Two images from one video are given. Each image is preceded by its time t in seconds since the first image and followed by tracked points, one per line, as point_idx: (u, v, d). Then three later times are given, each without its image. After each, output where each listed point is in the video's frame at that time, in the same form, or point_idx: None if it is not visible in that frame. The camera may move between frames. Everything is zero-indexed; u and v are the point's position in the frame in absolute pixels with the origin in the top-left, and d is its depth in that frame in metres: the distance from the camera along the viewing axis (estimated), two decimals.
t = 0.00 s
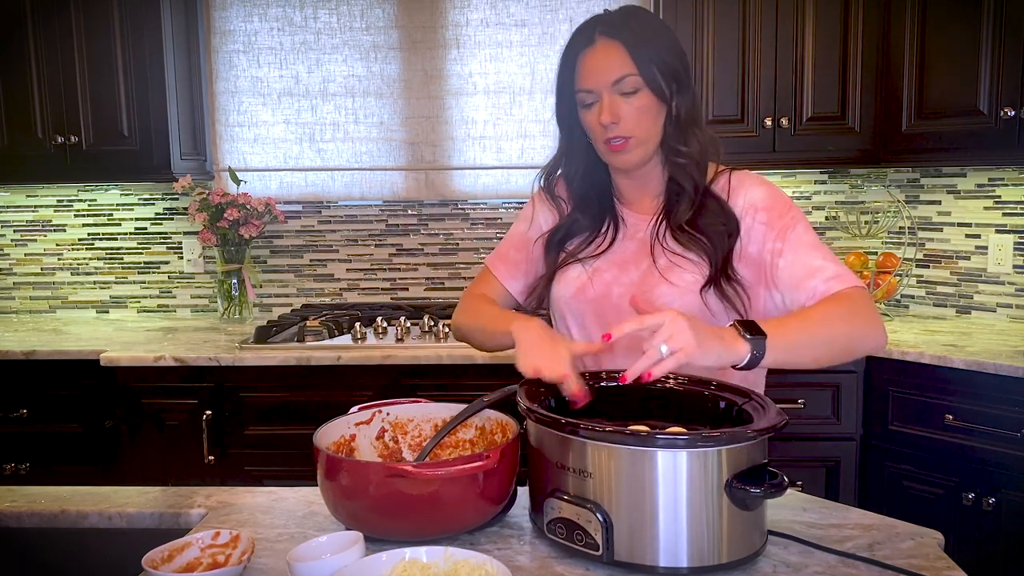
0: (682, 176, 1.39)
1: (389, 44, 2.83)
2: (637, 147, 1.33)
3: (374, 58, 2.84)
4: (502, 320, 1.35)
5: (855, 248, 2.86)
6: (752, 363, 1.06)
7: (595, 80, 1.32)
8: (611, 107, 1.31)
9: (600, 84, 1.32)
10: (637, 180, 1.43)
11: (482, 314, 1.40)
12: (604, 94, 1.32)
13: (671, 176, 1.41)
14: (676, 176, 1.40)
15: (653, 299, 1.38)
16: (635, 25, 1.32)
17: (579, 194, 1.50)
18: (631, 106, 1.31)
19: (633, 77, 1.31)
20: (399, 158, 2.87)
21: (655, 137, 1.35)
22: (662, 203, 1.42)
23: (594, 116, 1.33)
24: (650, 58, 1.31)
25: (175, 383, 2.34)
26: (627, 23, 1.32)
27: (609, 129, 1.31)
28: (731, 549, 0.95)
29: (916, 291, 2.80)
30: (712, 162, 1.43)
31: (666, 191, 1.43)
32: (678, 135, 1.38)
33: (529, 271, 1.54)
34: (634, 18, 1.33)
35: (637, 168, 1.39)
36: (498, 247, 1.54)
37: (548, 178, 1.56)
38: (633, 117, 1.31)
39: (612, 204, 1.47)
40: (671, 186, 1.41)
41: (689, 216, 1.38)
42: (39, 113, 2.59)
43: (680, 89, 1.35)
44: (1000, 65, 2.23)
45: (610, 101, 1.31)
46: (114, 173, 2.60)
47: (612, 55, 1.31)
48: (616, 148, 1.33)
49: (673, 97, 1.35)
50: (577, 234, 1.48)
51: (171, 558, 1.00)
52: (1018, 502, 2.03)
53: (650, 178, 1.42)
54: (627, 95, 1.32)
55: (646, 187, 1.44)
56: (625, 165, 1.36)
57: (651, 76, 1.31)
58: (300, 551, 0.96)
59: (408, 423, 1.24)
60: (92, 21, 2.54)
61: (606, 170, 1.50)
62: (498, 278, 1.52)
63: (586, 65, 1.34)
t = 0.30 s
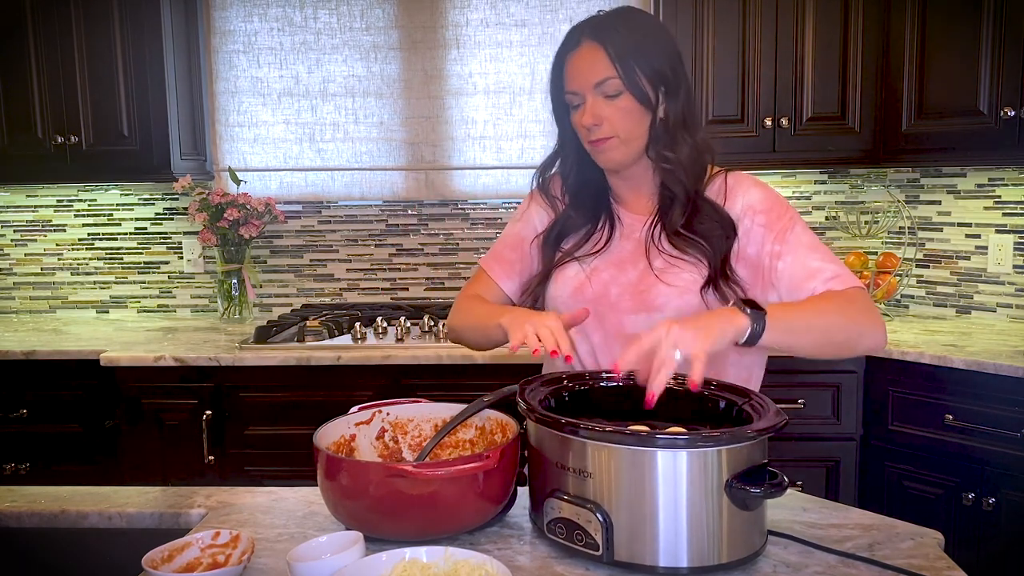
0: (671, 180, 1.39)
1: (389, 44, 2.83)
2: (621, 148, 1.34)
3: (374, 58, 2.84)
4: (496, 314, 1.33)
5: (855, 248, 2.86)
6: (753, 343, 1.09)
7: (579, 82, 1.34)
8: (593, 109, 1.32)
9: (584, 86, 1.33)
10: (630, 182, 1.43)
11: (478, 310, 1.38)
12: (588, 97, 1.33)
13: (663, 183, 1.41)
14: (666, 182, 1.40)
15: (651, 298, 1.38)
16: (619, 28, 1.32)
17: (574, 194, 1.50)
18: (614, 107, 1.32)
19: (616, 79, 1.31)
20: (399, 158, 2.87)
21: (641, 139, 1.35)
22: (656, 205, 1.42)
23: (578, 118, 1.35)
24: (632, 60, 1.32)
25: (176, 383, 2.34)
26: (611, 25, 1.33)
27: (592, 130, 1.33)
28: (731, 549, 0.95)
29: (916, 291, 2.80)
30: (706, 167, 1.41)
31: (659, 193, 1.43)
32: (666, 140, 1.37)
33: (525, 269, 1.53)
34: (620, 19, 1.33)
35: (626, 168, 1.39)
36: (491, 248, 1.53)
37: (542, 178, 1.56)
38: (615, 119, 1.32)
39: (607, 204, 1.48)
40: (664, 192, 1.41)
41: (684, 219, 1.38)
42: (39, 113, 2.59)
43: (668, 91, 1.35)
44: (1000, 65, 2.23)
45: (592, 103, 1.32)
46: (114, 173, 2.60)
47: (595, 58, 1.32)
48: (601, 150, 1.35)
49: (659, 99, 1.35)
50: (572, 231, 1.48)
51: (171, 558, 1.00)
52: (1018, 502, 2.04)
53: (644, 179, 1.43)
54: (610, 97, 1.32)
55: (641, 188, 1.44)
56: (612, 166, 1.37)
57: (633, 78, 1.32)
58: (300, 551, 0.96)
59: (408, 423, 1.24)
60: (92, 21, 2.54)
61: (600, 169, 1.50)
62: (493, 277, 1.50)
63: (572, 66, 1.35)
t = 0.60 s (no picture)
0: (665, 179, 1.41)
1: (389, 44, 2.83)
2: (614, 148, 1.35)
3: (374, 58, 2.83)
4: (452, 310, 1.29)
5: (855, 248, 2.86)
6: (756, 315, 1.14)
7: (572, 80, 1.35)
8: (587, 108, 1.33)
9: (577, 85, 1.34)
10: (620, 182, 1.44)
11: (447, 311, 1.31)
12: (581, 95, 1.34)
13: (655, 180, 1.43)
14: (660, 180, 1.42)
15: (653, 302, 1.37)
16: (612, 26, 1.34)
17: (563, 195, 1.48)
18: (607, 106, 1.33)
19: (609, 78, 1.33)
20: (399, 158, 2.86)
21: (634, 138, 1.37)
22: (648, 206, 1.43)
23: (571, 117, 1.36)
24: (625, 58, 1.34)
25: (176, 383, 2.34)
26: (604, 23, 1.34)
27: (586, 129, 1.34)
28: (731, 549, 0.95)
29: (916, 291, 2.80)
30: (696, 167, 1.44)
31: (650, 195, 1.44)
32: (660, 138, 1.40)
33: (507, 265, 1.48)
34: (612, 17, 1.35)
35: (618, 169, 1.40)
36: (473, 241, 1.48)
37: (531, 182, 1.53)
38: (610, 118, 1.33)
39: (599, 207, 1.46)
40: (657, 192, 1.43)
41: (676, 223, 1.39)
42: (39, 113, 2.59)
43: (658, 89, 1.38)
44: (1000, 65, 2.23)
45: (586, 102, 1.34)
46: (114, 173, 2.60)
47: (589, 56, 1.34)
48: (594, 149, 1.35)
49: (652, 97, 1.38)
50: (564, 235, 1.45)
51: (171, 558, 1.00)
52: (1018, 502, 2.04)
53: (634, 180, 1.44)
54: (604, 96, 1.34)
55: (631, 190, 1.45)
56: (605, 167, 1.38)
57: (626, 77, 1.34)
58: (300, 551, 0.96)
59: (408, 423, 1.24)
60: (92, 21, 2.54)
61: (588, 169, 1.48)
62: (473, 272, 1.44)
63: (564, 64, 1.36)
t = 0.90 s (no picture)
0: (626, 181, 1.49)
1: (389, 44, 2.83)
2: (588, 158, 1.42)
3: (374, 58, 2.84)
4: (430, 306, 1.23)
5: (855, 248, 2.86)
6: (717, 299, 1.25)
7: (548, 91, 1.38)
8: (566, 119, 1.38)
9: (554, 96, 1.38)
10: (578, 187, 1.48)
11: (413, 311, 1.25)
12: (558, 106, 1.38)
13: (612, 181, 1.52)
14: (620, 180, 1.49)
15: (618, 297, 1.40)
16: (585, 37, 1.39)
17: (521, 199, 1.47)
18: (584, 117, 1.39)
19: (587, 89, 1.39)
20: (399, 157, 2.86)
21: (603, 146, 1.44)
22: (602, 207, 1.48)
23: (547, 127, 1.39)
24: (598, 69, 1.39)
25: (176, 383, 2.34)
26: (578, 33, 1.39)
27: (564, 141, 1.39)
28: (731, 550, 0.95)
29: (916, 291, 2.80)
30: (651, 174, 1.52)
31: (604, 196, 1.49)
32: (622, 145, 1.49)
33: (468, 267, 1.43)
34: (582, 26, 1.39)
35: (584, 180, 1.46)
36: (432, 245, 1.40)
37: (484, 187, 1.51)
38: (586, 129, 1.40)
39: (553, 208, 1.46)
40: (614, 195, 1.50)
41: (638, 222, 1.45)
42: (39, 113, 2.59)
43: (622, 100, 1.46)
44: (1000, 65, 2.24)
45: (564, 113, 1.38)
46: (114, 173, 2.60)
47: (564, 66, 1.38)
48: (569, 160, 1.41)
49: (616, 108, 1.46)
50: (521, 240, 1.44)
51: (171, 558, 1.00)
52: (1018, 502, 2.04)
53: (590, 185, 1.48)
54: (580, 107, 1.39)
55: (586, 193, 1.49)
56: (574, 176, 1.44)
57: (600, 87, 1.40)
58: (300, 551, 0.96)
59: (408, 423, 1.24)
60: (92, 22, 2.54)
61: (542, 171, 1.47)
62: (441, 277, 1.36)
63: (538, 74, 1.39)
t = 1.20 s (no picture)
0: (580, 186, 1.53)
1: (389, 44, 2.83)
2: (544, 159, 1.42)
3: (374, 58, 2.83)
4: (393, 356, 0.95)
5: (855, 248, 2.86)
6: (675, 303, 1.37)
7: (510, 88, 1.39)
8: (526, 117, 1.39)
9: (515, 94, 1.39)
10: (530, 190, 1.49)
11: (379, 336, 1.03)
12: (519, 104, 1.39)
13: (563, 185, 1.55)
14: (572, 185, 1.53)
15: (579, 301, 1.41)
16: (548, 39, 1.41)
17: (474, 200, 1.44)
18: (543, 116, 1.40)
19: (547, 89, 1.41)
20: (399, 158, 2.87)
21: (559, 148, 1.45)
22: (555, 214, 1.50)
23: (507, 124, 1.40)
24: (558, 71, 1.42)
25: (176, 383, 2.34)
26: (540, 36, 1.41)
27: (524, 138, 1.39)
28: (731, 549, 0.95)
29: (916, 291, 2.80)
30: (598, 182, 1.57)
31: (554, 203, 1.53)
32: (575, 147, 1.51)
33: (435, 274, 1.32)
34: (543, 28, 1.42)
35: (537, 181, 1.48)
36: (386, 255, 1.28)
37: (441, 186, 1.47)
38: (544, 129, 1.40)
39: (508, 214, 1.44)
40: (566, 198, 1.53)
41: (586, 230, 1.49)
42: (39, 113, 2.59)
43: (575, 105, 1.49)
44: (1000, 66, 2.24)
45: (525, 110, 1.39)
46: (115, 174, 2.60)
47: (526, 64, 1.39)
48: (525, 158, 1.41)
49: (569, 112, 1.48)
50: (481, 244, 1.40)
51: (171, 558, 1.00)
52: (1018, 502, 2.04)
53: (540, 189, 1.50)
54: (539, 106, 1.41)
55: (536, 198, 1.50)
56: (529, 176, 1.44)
57: (558, 88, 1.42)
58: (300, 551, 0.96)
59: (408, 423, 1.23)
60: (92, 22, 2.54)
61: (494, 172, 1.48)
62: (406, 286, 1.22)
63: (500, 71, 1.39)
